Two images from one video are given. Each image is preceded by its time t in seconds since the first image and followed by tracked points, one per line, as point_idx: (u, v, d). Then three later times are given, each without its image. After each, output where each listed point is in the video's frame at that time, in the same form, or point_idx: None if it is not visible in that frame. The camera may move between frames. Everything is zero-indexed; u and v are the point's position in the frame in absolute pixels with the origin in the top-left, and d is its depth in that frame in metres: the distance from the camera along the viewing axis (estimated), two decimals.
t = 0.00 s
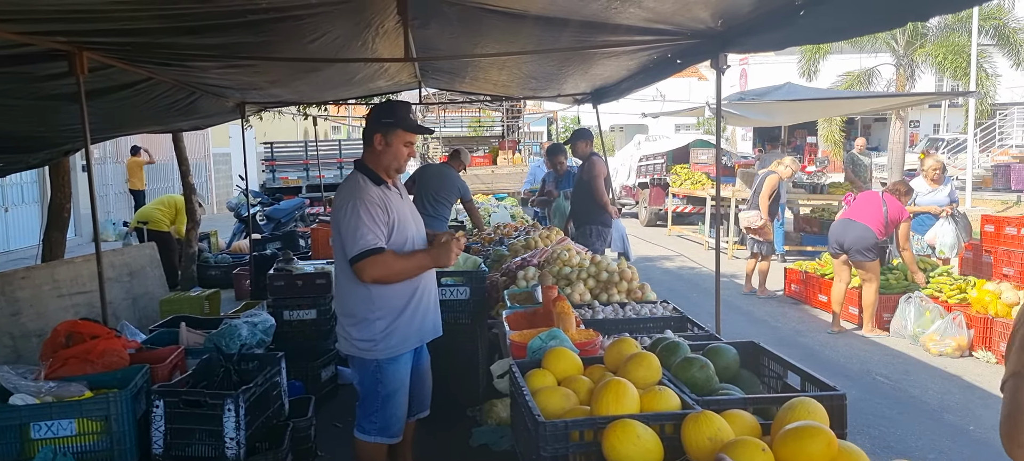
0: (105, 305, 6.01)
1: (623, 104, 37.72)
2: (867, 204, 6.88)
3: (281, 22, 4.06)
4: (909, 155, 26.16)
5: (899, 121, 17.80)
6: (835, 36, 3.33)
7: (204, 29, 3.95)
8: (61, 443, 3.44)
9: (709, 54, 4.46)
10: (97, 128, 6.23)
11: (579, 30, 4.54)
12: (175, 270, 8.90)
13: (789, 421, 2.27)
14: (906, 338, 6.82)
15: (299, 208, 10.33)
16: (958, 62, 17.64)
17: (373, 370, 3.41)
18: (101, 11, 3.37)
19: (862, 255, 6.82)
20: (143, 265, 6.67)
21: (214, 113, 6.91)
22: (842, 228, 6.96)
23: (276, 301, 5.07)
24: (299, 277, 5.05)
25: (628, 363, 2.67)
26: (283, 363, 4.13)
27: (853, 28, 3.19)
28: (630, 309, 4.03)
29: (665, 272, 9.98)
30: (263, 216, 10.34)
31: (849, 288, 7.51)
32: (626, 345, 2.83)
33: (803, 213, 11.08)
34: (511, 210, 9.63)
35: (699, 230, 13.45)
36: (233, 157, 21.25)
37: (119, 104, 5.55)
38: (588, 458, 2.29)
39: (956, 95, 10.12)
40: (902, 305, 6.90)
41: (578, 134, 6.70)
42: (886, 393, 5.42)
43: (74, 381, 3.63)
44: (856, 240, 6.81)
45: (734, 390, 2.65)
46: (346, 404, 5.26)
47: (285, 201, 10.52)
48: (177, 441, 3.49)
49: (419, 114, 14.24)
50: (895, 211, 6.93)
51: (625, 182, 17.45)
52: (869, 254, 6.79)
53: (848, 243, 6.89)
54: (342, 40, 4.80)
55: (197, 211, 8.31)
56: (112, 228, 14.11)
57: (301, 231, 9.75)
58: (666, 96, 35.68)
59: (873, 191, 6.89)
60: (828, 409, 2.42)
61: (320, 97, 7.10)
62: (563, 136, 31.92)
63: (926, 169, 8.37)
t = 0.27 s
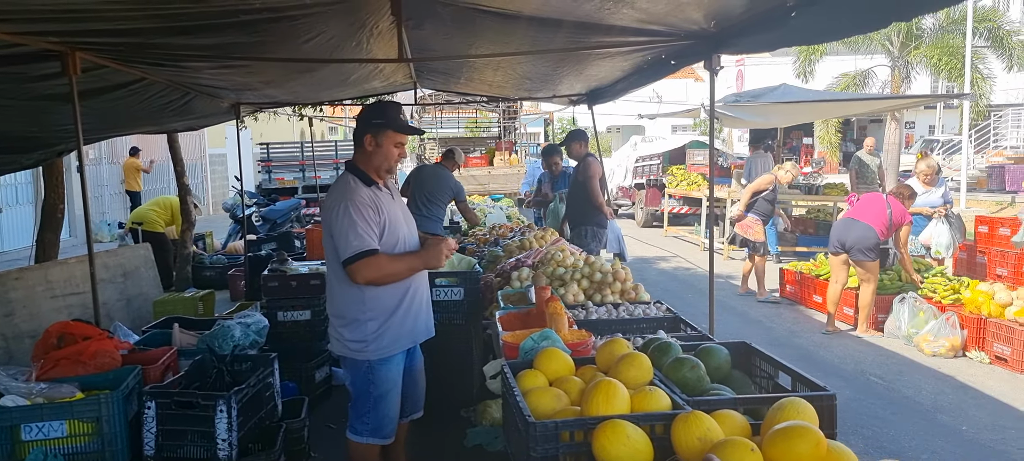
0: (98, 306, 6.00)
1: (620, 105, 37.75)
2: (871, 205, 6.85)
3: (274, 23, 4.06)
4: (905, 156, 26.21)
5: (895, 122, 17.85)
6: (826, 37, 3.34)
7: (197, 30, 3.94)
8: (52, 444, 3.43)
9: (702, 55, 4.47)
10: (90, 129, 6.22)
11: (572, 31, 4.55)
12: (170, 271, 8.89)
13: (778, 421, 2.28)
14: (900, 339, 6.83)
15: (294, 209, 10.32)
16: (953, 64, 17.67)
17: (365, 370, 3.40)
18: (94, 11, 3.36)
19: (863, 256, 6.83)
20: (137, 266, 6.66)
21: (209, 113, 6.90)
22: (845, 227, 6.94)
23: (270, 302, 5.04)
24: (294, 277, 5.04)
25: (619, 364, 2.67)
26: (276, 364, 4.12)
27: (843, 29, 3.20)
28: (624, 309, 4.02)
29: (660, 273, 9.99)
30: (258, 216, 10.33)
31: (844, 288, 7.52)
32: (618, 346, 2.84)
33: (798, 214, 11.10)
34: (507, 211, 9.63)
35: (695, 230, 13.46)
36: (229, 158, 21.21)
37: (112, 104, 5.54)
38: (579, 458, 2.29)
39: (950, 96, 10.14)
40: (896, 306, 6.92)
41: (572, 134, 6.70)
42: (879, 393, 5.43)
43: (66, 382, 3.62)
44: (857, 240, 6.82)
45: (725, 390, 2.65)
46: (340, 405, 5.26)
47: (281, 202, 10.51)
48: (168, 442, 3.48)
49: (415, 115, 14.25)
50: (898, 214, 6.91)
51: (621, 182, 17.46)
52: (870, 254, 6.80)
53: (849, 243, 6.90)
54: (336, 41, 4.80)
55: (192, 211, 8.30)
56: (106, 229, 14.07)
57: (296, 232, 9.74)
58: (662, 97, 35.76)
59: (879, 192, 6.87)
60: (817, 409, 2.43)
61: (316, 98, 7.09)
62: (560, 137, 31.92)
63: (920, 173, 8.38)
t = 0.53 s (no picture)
0: (85, 307, 5.96)
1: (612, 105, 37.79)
2: (862, 205, 6.89)
3: (261, 22, 4.05)
4: (895, 156, 26.34)
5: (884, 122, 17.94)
6: (811, 37, 3.36)
7: (183, 29, 3.93)
8: (36, 446, 3.42)
9: (689, 55, 4.48)
10: (78, 129, 6.18)
11: (561, 31, 4.55)
12: (159, 271, 8.85)
13: (759, 418, 2.30)
14: (888, 337, 6.87)
15: (285, 209, 10.29)
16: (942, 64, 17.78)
17: (352, 370, 3.40)
18: (78, 10, 3.34)
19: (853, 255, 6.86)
20: (126, 266, 6.63)
21: (197, 113, 6.87)
22: (837, 227, 6.99)
23: (259, 302, 5.02)
24: (283, 278, 5.00)
25: (603, 363, 2.68)
26: (263, 364, 4.11)
27: (828, 29, 3.22)
28: (611, 308, 4.03)
29: (650, 273, 10.01)
30: (249, 216, 10.29)
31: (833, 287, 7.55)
32: (602, 345, 2.84)
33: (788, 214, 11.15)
34: (498, 211, 9.63)
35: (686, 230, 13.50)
36: (220, 158, 21.11)
37: (99, 104, 5.51)
38: (561, 457, 2.29)
39: (938, 96, 10.20)
40: (884, 304, 6.95)
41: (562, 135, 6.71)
42: (867, 391, 5.46)
43: (50, 384, 3.61)
44: (847, 238, 6.85)
45: (709, 389, 2.66)
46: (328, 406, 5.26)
47: (271, 202, 10.47)
48: (154, 444, 3.47)
49: (407, 115, 14.23)
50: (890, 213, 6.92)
51: (613, 182, 17.48)
52: (861, 252, 6.81)
53: (840, 241, 6.93)
54: (325, 40, 4.79)
55: (182, 212, 8.26)
56: (95, 229, 13.98)
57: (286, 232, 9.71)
58: (654, 97, 35.86)
59: (870, 192, 6.91)
60: (799, 407, 2.44)
61: (305, 97, 7.07)
62: (552, 137, 31.93)
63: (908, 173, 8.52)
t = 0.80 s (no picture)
0: (69, 309, 5.92)
1: (601, 105, 37.87)
2: (848, 203, 6.94)
3: (244, 21, 4.03)
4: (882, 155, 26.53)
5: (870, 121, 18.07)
6: (792, 36, 3.38)
7: (165, 28, 3.90)
8: (17, 449, 3.39)
9: (673, 54, 4.50)
10: (61, 129, 6.13)
11: (545, 31, 4.56)
12: (145, 272, 8.79)
13: (736, 416, 2.32)
14: (873, 335, 6.92)
15: (273, 210, 10.24)
16: (927, 64, 17.92)
17: (336, 371, 3.39)
18: (56, 9, 3.32)
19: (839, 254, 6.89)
20: (110, 268, 6.59)
21: (183, 113, 6.83)
22: (824, 225, 7.00)
23: (243, 304, 4.90)
24: (268, 279, 4.86)
25: (583, 362, 2.69)
26: (247, 365, 4.09)
27: (808, 29, 3.24)
28: (595, 307, 4.04)
29: (638, 272, 10.04)
30: (236, 217, 10.24)
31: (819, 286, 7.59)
32: (583, 344, 2.85)
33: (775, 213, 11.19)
34: (486, 211, 9.63)
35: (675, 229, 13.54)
36: (208, 158, 21.00)
37: (82, 104, 5.47)
38: (540, 456, 2.30)
39: (923, 96, 10.27)
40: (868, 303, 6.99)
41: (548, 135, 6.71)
42: (851, 389, 5.50)
43: (30, 386, 3.57)
44: (832, 237, 6.91)
45: (689, 387, 2.68)
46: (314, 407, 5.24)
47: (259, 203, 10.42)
48: (135, 446, 3.44)
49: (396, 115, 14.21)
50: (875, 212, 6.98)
51: (602, 182, 17.52)
52: (845, 251, 6.86)
53: (825, 240, 6.99)
54: (309, 40, 4.77)
55: (168, 212, 8.21)
56: (81, 230, 13.88)
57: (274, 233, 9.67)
58: (643, 97, 35.99)
59: (855, 190, 6.96)
60: (776, 405, 2.47)
61: (292, 97, 7.04)
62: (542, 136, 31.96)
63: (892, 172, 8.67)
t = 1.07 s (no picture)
0: (43, 308, 5.84)
1: (586, 104, 37.99)
2: (822, 199, 7.02)
3: (219, 17, 4.00)
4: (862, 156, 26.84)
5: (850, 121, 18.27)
6: (765, 35, 3.41)
7: (138, 24, 3.86)
8: None
9: (650, 53, 4.52)
10: (35, 126, 6.05)
11: (523, 28, 4.56)
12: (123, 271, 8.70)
13: (705, 410, 2.34)
14: (849, 333, 7.00)
15: (254, 209, 10.17)
16: (906, 65, 18.14)
17: (311, 368, 3.38)
18: (24, 3, 3.27)
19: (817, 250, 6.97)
20: (86, 267, 6.52)
21: (160, 110, 6.76)
22: (799, 224, 7.12)
23: (221, 302, 4.85)
24: (246, 277, 4.82)
25: (556, 358, 2.70)
26: (223, 364, 4.05)
27: (781, 27, 3.27)
28: (572, 304, 4.05)
29: (620, 271, 10.09)
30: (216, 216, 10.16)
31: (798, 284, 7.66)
32: (557, 340, 2.86)
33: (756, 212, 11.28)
34: (468, 210, 9.62)
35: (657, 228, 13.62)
36: (189, 156, 20.81)
37: (56, 100, 5.40)
38: (511, 452, 2.30)
39: (901, 96, 10.40)
40: (845, 301, 7.07)
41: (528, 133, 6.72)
42: (827, 385, 5.56)
43: None
44: (809, 235, 6.98)
45: (660, 382, 2.70)
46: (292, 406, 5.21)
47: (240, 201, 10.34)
48: (107, 446, 3.41)
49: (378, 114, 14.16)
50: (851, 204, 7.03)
51: (586, 181, 17.58)
52: (823, 249, 6.94)
53: (803, 238, 7.06)
54: (286, 36, 4.74)
55: (146, 211, 8.13)
56: (58, 229, 13.70)
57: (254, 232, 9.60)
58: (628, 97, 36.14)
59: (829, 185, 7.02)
60: (745, 399, 2.49)
61: (271, 95, 6.99)
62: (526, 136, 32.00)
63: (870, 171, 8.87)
